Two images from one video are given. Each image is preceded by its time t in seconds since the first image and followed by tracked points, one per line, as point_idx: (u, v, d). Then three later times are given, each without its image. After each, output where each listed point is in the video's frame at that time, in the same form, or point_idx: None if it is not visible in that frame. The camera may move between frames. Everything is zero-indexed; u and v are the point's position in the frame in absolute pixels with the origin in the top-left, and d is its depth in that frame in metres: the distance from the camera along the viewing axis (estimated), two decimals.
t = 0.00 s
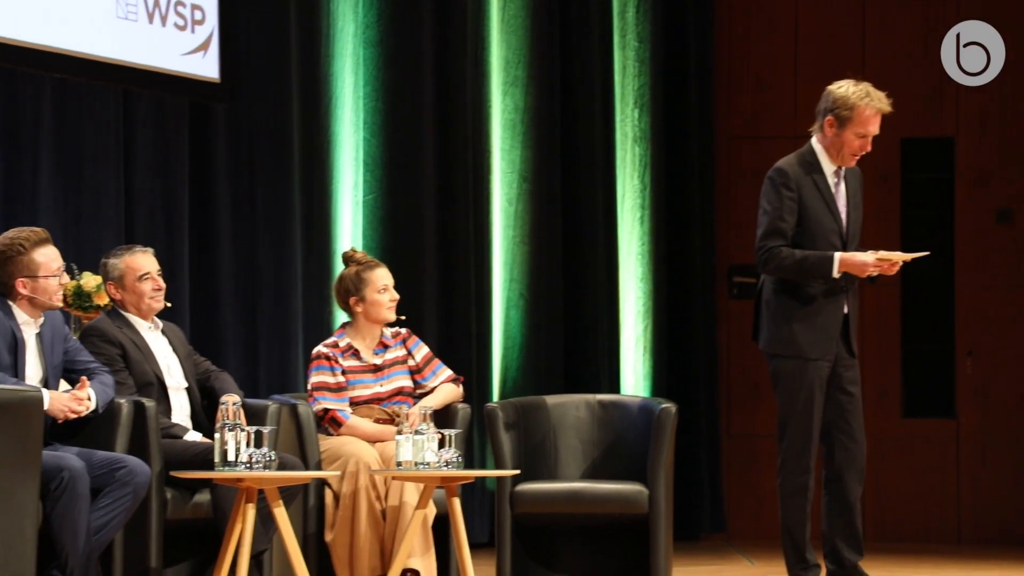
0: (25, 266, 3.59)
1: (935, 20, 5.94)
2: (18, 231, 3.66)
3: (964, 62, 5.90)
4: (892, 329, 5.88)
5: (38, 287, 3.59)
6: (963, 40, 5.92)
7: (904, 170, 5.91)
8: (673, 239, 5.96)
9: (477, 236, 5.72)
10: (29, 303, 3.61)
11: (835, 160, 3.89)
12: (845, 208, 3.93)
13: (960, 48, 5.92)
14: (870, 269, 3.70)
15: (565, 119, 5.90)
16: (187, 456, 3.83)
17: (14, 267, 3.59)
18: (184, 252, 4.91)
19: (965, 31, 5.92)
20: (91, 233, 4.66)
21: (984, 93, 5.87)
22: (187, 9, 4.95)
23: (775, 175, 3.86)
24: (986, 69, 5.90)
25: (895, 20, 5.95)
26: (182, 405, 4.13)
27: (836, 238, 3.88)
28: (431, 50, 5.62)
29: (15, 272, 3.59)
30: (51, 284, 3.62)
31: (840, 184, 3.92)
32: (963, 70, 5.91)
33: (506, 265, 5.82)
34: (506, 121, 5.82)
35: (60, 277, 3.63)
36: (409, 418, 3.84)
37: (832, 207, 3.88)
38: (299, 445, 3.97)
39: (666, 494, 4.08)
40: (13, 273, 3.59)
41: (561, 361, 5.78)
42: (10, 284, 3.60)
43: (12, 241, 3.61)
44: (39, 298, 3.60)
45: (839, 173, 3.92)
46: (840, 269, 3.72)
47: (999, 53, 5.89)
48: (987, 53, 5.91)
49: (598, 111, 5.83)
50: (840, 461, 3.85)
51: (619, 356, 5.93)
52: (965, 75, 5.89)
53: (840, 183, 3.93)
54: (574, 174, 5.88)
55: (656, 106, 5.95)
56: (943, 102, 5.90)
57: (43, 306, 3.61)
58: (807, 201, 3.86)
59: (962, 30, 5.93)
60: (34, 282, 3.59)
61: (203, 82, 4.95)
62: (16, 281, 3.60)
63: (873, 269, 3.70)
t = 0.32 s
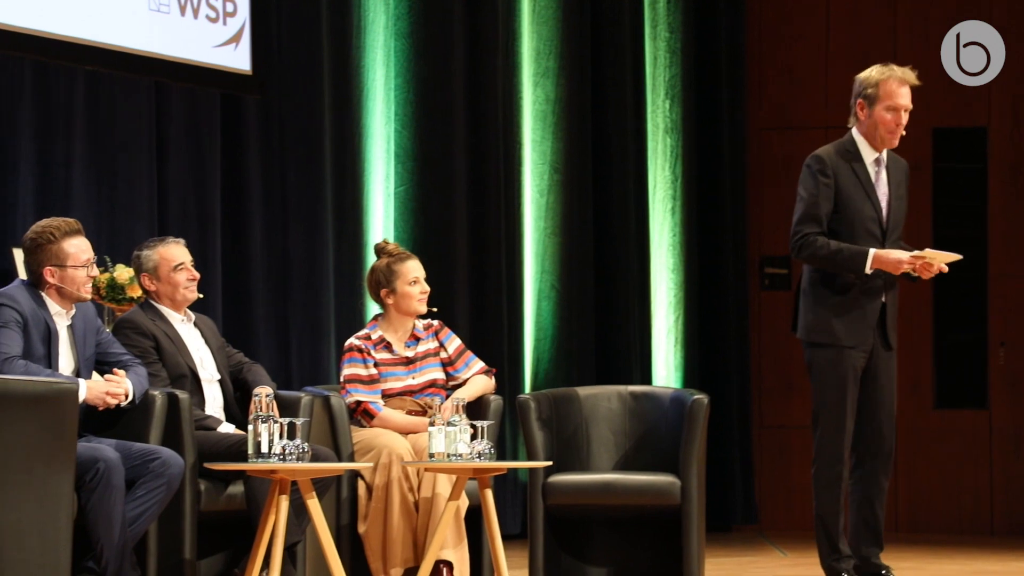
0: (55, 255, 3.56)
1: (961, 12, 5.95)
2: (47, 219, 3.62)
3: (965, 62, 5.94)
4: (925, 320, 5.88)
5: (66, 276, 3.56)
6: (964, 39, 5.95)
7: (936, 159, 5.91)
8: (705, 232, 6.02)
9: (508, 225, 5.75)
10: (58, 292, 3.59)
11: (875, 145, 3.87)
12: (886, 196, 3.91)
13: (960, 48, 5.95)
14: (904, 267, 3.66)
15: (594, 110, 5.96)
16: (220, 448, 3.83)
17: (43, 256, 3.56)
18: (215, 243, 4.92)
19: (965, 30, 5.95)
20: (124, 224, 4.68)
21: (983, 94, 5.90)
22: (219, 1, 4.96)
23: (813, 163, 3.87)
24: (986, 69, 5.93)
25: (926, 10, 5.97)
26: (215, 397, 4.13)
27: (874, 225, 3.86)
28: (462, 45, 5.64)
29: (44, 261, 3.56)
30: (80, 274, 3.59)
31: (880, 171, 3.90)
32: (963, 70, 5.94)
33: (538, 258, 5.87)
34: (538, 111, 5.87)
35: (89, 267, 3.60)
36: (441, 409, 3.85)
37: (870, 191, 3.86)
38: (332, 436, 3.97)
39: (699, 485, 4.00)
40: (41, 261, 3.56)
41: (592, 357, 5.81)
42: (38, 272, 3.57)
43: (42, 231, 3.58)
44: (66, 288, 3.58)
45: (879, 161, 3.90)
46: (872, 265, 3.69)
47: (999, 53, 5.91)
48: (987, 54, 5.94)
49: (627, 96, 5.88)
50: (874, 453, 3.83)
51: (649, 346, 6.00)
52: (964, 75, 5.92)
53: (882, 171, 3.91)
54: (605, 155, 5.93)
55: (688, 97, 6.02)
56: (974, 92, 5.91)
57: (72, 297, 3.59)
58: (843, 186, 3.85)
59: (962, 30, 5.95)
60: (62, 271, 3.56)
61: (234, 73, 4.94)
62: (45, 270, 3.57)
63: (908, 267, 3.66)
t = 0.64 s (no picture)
0: (67, 232, 3.55)
1: None
2: (63, 200, 3.62)
3: (965, 62, 5.90)
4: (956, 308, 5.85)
5: (78, 253, 3.54)
6: (964, 40, 5.93)
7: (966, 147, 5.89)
8: (732, 220, 6.08)
9: (535, 214, 5.77)
10: (71, 271, 3.57)
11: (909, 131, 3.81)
12: (922, 182, 3.80)
13: (960, 48, 5.92)
14: (908, 283, 3.61)
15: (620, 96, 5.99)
16: (250, 436, 3.79)
17: (56, 233, 3.55)
18: (243, 232, 4.93)
19: (965, 31, 5.93)
20: (151, 215, 4.71)
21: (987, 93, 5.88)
22: None
23: (847, 152, 3.88)
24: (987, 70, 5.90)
25: None
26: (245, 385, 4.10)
27: (900, 211, 3.78)
28: (489, 34, 5.64)
29: (57, 237, 3.54)
30: (94, 252, 3.56)
31: (914, 159, 3.81)
32: (963, 70, 5.91)
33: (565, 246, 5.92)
34: (566, 99, 5.91)
35: (103, 246, 3.57)
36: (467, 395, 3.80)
37: (897, 178, 3.79)
38: (361, 425, 3.90)
39: (729, 476, 3.88)
40: (55, 238, 3.55)
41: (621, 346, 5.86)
42: (52, 251, 3.56)
43: (57, 210, 3.57)
44: (79, 266, 3.55)
45: (915, 150, 3.82)
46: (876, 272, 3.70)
47: (1000, 53, 5.90)
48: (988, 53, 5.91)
49: (655, 82, 5.90)
50: (908, 440, 3.80)
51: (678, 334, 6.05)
52: (964, 76, 5.88)
53: (919, 161, 3.82)
54: (632, 147, 5.96)
55: (715, 85, 6.03)
56: (1004, 80, 5.89)
57: (85, 275, 3.56)
58: (867, 173, 3.83)
59: (962, 30, 5.93)
60: (75, 248, 3.54)
61: (261, 63, 4.95)
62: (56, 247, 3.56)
63: (913, 286, 3.60)
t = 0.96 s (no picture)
0: (74, 217, 3.49)
1: None
2: (74, 190, 3.56)
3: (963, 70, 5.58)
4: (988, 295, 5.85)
5: (84, 235, 3.47)
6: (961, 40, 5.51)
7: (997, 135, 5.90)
8: (761, 208, 6.12)
9: (564, 202, 5.78)
10: (82, 255, 3.49)
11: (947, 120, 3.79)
12: (952, 172, 3.77)
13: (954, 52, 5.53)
14: (916, 267, 3.60)
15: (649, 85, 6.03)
16: (283, 423, 3.69)
17: (64, 218, 3.49)
18: (274, 220, 4.96)
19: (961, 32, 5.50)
20: (183, 203, 4.74)
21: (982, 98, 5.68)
22: None
23: (888, 144, 3.88)
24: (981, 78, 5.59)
25: None
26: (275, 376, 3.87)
27: (927, 199, 3.77)
28: (518, 23, 5.67)
29: (63, 223, 3.48)
30: (101, 234, 3.49)
31: (946, 147, 3.78)
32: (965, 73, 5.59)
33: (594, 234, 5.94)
34: (594, 86, 5.95)
35: (109, 227, 3.50)
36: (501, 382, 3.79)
37: (929, 166, 3.78)
38: (391, 413, 3.85)
39: (759, 464, 3.84)
40: (63, 224, 3.49)
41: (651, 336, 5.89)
42: (61, 237, 3.49)
43: (66, 198, 3.52)
44: (87, 249, 3.48)
45: (949, 138, 3.79)
46: (896, 259, 3.70)
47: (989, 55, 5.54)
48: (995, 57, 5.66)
49: (684, 69, 5.94)
50: (944, 428, 3.75)
51: (708, 321, 6.09)
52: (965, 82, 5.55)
53: (951, 151, 3.79)
54: (661, 138, 5.99)
55: (743, 74, 6.09)
56: None
57: (95, 258, 3.48)
58: (902, 162, 3.83)
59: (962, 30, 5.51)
60: (80, 230, 3.47)
61: (291, 52, 4.96)
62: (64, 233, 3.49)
63: (923, 270, 3.57)
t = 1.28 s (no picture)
0: (108, 212, 3.47)
1: None
2: (112, 185, 3.55)
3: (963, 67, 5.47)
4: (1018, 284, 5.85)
5: (117, 230, 3.45)
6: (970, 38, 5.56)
7: None
8: (791, 199, 6.11)
9: (593, 193, 5.79)
10: (118, 250, 3.48)
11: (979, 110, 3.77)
12: (983, 161, 3.75)
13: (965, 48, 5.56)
14: (945, 258, 3.59)
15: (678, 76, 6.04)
16: (312, 414, 3.66)
17: (100, 214, 3.48)
18: (303, 211, 4.97)
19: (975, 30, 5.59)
20: (212, 195, 4.76)
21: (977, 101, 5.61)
22: None
23: (919, 136, 3.88)
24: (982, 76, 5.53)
25: None
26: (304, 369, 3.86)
27: (958, 188, 3.75)
28: (547, 15, 5.68)
29: (98, 219, 3.47)
30: (135, 229, 3.46)
31: (977, 137, 3.77)
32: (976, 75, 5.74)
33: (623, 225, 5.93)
34: (623, 78, 5.95)
35: (145, 223, 3.47)
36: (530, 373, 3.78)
37: (959, 156, 3.77)
38: (420, 404, 3.83)
39: (788, 455, 3.83)
40: (99, 220, 3.48)
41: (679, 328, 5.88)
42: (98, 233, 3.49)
43: (104, 194, 3.51)
44: (121, 244, 3.46)
45: (979, 127, 3.77)
46: (924, 250, 3.70)
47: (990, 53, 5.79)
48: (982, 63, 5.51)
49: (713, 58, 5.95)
50: (976, 419, 3.73)
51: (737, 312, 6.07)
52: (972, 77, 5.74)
53: (982, 140, 3.77)
54: (690, 130, 6.00)
55: (772, 65, 6.09)
56: None
57: (129, 253, 3.46)
58: (933, 153, 3.82)
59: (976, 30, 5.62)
60: (115, 226, 3.46)
61: (320, 44, 4.97)
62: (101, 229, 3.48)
63: (953, 261, 3.57)
